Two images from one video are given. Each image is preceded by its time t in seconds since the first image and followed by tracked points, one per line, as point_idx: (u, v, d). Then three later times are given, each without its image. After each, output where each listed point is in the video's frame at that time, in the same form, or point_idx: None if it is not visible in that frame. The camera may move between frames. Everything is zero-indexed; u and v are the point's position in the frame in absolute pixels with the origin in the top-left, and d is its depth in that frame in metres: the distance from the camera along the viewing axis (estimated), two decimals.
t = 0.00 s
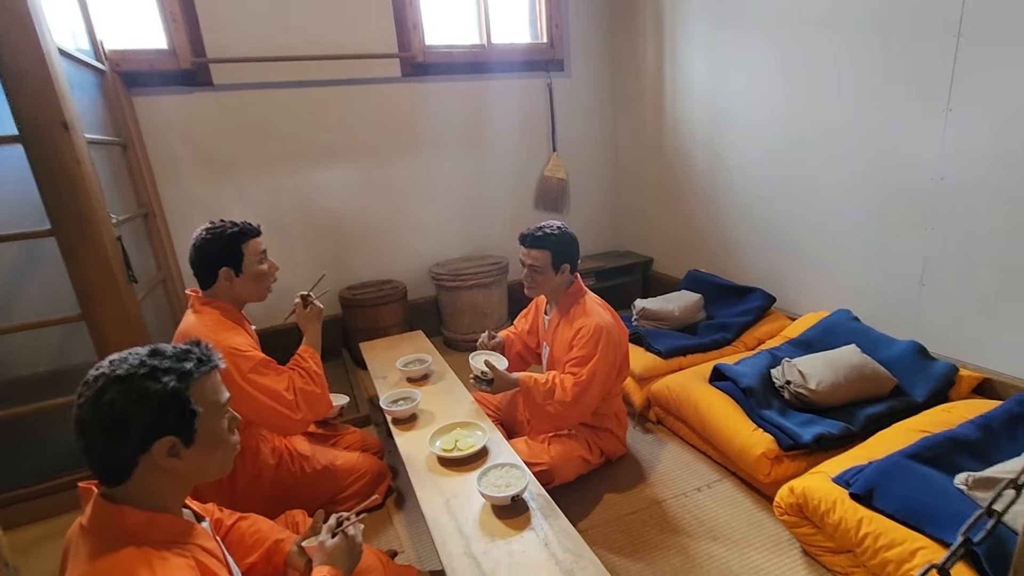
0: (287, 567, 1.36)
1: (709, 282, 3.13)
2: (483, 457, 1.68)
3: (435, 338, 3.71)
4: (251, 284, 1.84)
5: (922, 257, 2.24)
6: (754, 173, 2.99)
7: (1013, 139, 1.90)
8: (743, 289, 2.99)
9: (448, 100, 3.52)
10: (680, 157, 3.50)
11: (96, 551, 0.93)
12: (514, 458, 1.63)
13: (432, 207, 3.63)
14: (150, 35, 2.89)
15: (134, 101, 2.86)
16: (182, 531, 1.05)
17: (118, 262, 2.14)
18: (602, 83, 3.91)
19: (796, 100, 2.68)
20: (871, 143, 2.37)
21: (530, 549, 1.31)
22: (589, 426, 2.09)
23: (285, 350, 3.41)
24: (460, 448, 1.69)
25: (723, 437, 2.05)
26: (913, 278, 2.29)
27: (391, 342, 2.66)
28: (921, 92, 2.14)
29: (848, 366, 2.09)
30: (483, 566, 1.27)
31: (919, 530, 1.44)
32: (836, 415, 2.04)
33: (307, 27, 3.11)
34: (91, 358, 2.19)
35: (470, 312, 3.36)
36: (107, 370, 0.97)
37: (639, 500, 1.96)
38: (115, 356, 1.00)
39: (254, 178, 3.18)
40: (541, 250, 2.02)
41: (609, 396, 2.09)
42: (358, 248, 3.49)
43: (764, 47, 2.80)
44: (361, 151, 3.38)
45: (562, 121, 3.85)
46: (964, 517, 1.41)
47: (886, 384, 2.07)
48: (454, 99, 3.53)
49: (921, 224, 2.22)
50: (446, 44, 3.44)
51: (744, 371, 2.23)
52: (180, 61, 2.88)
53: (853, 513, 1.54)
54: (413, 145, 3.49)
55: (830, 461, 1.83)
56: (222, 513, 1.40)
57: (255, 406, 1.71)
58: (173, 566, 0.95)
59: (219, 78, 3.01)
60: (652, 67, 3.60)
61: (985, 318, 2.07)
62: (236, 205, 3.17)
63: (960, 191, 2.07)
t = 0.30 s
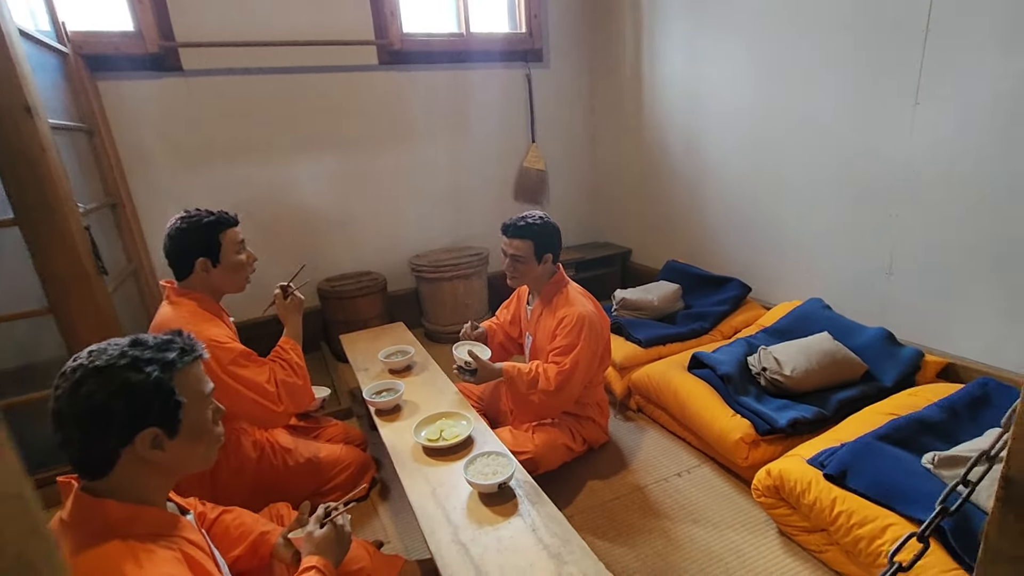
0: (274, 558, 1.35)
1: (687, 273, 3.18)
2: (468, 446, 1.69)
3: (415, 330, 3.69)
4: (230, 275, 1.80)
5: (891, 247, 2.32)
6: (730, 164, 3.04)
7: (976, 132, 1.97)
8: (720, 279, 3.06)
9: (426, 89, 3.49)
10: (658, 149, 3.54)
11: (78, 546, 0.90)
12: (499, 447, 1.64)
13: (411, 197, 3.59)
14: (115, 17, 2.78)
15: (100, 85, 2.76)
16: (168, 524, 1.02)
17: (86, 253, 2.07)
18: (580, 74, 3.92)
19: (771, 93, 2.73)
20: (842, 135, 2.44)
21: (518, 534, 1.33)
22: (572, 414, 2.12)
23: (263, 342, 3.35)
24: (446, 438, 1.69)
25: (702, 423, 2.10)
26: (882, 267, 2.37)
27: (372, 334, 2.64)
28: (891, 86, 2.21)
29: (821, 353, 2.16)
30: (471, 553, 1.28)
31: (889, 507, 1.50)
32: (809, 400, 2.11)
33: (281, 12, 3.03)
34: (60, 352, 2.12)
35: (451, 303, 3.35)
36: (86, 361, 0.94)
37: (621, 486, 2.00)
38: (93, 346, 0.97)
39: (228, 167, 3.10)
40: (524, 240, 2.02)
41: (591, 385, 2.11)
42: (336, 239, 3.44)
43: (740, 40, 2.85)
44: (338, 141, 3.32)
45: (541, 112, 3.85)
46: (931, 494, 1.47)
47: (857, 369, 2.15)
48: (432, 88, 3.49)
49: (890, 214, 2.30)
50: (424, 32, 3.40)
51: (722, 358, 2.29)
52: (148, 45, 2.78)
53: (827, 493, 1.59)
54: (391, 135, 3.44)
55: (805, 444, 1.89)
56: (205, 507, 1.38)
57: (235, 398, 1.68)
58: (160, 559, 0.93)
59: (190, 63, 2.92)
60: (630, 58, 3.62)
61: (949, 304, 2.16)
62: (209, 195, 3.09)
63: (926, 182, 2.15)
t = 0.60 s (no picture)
0: (263, 555, 1.34)
1: (666, 265, 3.24)
2: (457, 438, 1.69)
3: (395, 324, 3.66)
4: (210, 269, 1.76)
5: (862, 238, 2.40)
6: (706, 158, 3.10)
7: (942, 127, 2.06)
8: (698, 271, 3.12)
9: (404, 80, 3.44)
10: (636, 142, 3.58)
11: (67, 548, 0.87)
12: (489, 439, 1.64)
13: (390, 190, 3.55)
14: (77, 1, 2.67)
15: (62, 72, 2.64)
16: (160, 523, 1.00)
17: (54, 247, 1.99)
18: (558, 67, 3.92)
19: (747, 88, 2.78)
20: (815, 130, 2.50)
21: (511, 524, 1.34)
22: (557, 405, 2.14)
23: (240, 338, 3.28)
24: (434, 431, 1.69)
25: (684, 411, 2.14)
26: (853, 258, 2.45)
27: (354, 328, 2.61)
28: (862, 82, 2.28)
29: (797, 341, 2.23)
30: (466, 544, 1.29)
31: (865, 488, 1.56)
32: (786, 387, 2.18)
33: None
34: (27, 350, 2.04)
35: (432, 296, 3.34)
36: (71, 357, 0.91)
37: (606, 475, 2.03)
38: (78, 342, 0.94)
39: (200, 158, 3.01)
40: (509, 232, 2.02)
41: (577, 376, 2.13)
42: (314, 232, 3.38)
43: (716, 35, 2.89)
44: (315, 132, 3.25)
45: (519, 104, 3.85)
46: (903, 474, 1.54)
47: (831, 357, 2.23)
48: (411, 79, 3.45)
49: (861, 207, 2.38)
50: (401, 22, 3.35)
51: (702, 348, 2.34)
52: (114, 30, 2.68)
53: (807, 476, 1.65)
54: (369, 126, 3.39)
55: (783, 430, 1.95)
56: (191, 505, 1.35)
57: (218, 394, 1.65)
58: (154, 558, 0.91)
59: (158, 50, 2.82)
60: (608, 52, 3.64)
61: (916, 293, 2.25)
62: (180, 187, 3.00)
63: (895, 176, 2.23)
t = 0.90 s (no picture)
0: (247, 553, 1.30)
1: (645, 255, 3.27)
2: (444, 430, 1.67)
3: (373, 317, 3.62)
4: (184, 261, 1.70)
5: (835, 228, 2.46)
6: (684, 150, 3.13)
7: (912, 120, 2.12)
8: (676, 261, 3.16)
9: (380, 69, 3.37)
10: (614, 134, 3.59)
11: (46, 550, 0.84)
12: (476, 430, 1.64)
13: (367, 181, 3.49)
14: None
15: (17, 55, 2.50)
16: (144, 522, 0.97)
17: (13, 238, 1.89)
18: (536, 58, 3.90)
19: (723, 80, 2.82)
20: (789, 122, 2.55)
21: (502, 514, 1.33)
22: (542, 395, 2.14)
23: (212, 332, 3.19)
24: (420, 423, 1.67)
25: (667, 399, 2.17)
26: (827, 247, 2.51)
27: (334, 321, 2.56)
28: (837, 75, 2.33)
29: (774, 329, 2.28)
30: (457, 535, 1.28)
31: (844, 470, 1.61)
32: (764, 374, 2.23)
33: None
34: None
35: (411, 289, 3.30)
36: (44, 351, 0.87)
37: (591, 463, 2.04)
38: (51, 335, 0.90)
39: (167, 147, 2.90)
40: (492, 223, 2.00)
41: (561, 366, 2.13)
42: (288, 224, 3.30)
43: (693, 27, 2.91)
44: (288, 120, 3.17)
45: (497, 95, 3.82)
46: (878, 454, 1.59)
47: (806, 344, 2.28)
48: (387, 67, 3.38)
49: (834, 198, 2.44)
50: (377, 9, 3.28)
51: (683, 337, 2.37)
52: (73, 10, 2.55)
53: (787, 459, 1.69)
54: (345, 115, 3.32)
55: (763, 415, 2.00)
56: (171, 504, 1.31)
57: (195, 390, 1.60)
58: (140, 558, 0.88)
59: (121, 33, 2.69)
60: (586, 43, 3.63)
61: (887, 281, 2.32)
62: (147, 177, 2.88)
63: (867, 168, 2.30)
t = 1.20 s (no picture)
0: (231, 556, 1.27)
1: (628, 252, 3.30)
2: (430, 429, 1.67)
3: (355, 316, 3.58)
4: (162, 260, 1.66)
5: (813, 226, 2.51)
6: (665, 148, 3.15)
7: (887, 120, 2.17)
8: (659, 258, 3.19)
9: (362, 65, 3.33)
10: (596, 132, 3.61)
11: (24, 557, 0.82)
12: (463, 428, 1.63)
13: (348, 178, 3.45)
14: None
15: None
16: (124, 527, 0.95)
17: None
18: (518, 55, 3.89)
19: (703, 79, 2.85)
20: (769, 121, 2.59)
21: (490, 511, 1.33)
22: (527, 393, 2.14)
23: (190, 333, 3.12)
24: (406, 421, 1.66)
25: (651, 394, 2.19)
26: (805, 244, 2.56)
27: (316, 320, 2.53)
28: (815, 76, 2.37)
29: (755, 325, 2.31)
30: (446, 533, 1.27)
31: (823, 461, 1.65)
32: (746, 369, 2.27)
33: None
34: None
35: (394, 288, 3.28)
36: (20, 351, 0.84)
37: (576, 460, 2.05)
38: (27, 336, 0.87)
39: (141, 143, 2.82)
40: (476, 220, 1.99)
41: (546, 363, 2.14)
42: (268, 222, 3.24)
43: (674, 26, 2.94)
44: (267, 117, 3.11)
45: (480, 93, 3.80)
46: (857, 446, 1.63)
47: (786, 339, 2.33)
48: (368, 63, 3.34)
49: (812, 196, 2.49)
50: (358, 4, 3.24)
51: (666, 333, 2.40)
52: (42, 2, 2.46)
53: (769, 452, 1.72)
54: (326, 112, 3.27)
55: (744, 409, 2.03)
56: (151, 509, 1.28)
57: (174, 392, 1.56)
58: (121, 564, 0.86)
59: (92, 25, 2.61)
60: (568, 41, 3.63)
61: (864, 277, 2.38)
62: (120, 174, 2.80)
63: (844, 166, 2.35)
